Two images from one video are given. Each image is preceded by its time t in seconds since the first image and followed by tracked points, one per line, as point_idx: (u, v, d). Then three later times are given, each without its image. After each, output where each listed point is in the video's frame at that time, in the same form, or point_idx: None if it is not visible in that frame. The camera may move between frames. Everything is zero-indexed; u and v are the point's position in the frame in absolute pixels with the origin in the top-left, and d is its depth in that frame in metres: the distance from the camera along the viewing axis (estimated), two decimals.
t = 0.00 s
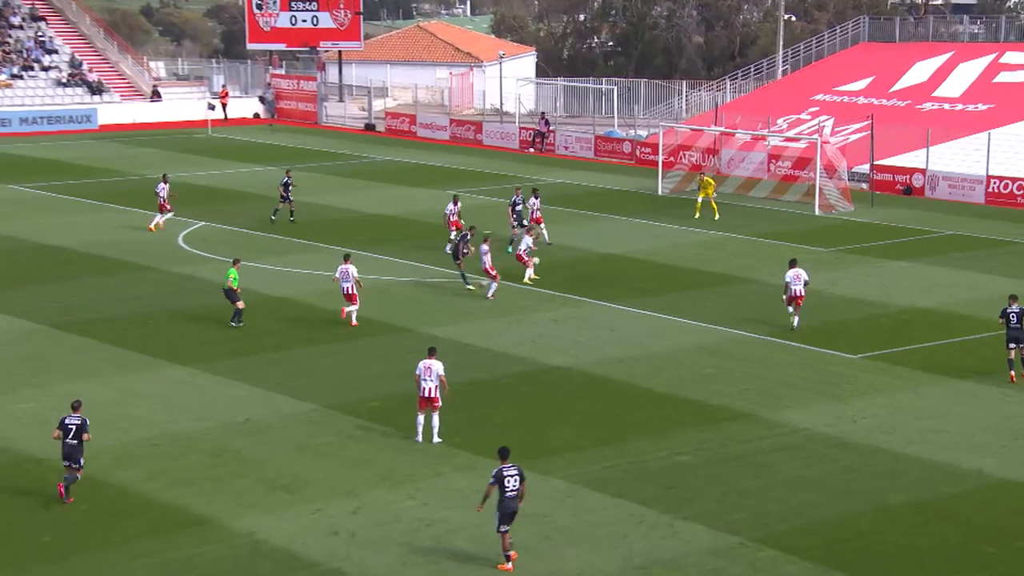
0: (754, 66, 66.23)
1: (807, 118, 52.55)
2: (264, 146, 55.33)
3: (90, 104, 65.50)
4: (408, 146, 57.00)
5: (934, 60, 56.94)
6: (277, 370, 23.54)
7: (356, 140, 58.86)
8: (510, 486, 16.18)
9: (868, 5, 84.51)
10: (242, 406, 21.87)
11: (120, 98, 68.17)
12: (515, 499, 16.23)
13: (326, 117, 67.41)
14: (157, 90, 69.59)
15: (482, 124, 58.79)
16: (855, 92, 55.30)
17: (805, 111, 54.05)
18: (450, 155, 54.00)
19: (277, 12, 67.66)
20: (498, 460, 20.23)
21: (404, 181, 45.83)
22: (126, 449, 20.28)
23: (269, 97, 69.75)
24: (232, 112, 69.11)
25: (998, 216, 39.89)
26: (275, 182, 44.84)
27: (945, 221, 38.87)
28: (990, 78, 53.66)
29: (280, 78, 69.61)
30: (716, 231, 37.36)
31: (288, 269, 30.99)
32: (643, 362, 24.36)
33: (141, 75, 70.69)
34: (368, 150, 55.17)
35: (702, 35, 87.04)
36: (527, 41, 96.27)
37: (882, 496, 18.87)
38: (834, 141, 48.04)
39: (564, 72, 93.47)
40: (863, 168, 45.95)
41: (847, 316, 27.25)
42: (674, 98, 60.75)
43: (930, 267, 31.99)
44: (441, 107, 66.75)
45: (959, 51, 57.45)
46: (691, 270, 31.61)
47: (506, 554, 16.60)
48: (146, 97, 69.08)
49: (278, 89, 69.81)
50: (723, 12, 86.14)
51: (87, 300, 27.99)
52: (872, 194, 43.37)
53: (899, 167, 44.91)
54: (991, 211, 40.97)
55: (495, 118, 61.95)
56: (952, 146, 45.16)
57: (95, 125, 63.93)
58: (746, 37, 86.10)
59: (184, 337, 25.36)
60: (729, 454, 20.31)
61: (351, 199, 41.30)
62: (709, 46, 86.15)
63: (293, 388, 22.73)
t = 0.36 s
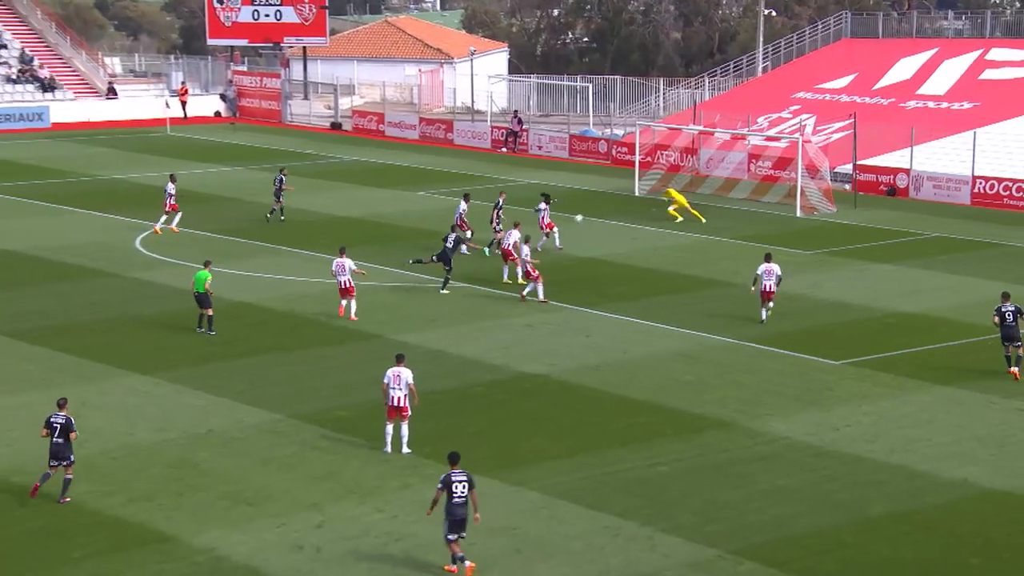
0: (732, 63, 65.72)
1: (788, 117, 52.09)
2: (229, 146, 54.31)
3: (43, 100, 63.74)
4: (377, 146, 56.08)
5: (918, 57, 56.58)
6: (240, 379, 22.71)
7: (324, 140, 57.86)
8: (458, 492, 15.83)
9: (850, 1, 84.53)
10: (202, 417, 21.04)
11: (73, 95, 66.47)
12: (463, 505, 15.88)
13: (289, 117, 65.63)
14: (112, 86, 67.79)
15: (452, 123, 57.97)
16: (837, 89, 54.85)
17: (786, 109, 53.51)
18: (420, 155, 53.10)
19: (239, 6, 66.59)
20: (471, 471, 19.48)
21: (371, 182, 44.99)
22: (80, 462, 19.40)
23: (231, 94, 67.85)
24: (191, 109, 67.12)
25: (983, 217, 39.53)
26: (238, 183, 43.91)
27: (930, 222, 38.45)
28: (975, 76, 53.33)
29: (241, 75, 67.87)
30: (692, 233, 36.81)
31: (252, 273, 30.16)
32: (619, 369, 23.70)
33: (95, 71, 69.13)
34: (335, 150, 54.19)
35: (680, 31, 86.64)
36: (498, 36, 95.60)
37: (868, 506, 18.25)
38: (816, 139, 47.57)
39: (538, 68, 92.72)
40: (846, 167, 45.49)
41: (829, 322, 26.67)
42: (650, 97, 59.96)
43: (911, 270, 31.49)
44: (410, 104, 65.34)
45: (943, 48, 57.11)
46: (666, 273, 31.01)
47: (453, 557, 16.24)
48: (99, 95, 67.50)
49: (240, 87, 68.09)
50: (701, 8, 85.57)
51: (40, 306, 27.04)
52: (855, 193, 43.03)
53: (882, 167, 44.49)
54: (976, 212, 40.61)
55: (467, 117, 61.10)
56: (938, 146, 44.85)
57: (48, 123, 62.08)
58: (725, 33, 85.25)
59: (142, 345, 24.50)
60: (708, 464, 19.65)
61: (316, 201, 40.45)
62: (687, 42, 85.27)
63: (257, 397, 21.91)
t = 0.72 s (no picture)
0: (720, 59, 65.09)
1: (778, 116, 51.56)
2: (202, 146, 53.40)
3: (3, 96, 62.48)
4: (354, 146, 55.15)
5: (912, 53, 56.14)
6: (211, 388, 21.95)
7: (298, 140, 56.86)
8: (415, 499, 15.30)
9: None
10: (171, 427, 20.28)
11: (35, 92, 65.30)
12: (420, 512, 15.36)
13: (260, 115, 64.08)
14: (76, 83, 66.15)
15: (431, 121, 57.10)
16: (829, 86, 54.41)
17: (776, 108, 52.93)
18: (397, 156, 52.21)
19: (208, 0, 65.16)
20: (450, 483, 18.78)
21: (345, 183, 44.16)
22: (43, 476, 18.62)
23: (199, 92, 66.12)
24: (157, 107, 65.46)
25: (980, 218, 39.03)
26: (209, 184, 43.03)
27: (923, 224, 37.91)
28: (971, 73, 52.89)
29: (210, 72, 66.11)
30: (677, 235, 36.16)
31: (224, 278, 29.39)
32: (604, 377, 23.04)
33: (57, 67, 68.11)
34: (308, 151, 53.21)
35: (665, 26, 86.01)
36: (478, 31, 94.67)
37: (862, 518, 17.60)
38: (807, 139, 47.18)
39: (519, 64, 91.92)
40: (839, 168, 44.96)
41: (819, 327, 26.04)
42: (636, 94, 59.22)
43: (900, 274, 30.90)
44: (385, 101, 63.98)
45: (937, 44, 56.68)
46: (651, 276, 30.37)
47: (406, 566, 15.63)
48: (61, 91, 66.36)
49: (208, 84, 66.21)
50: (688, 3, 84.93)
51: (1, 314, 26.19)
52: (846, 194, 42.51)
53: (874, 167, 43.99)
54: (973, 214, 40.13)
55: (446, 114, 60.16)
56: (930, 144, 44.17)
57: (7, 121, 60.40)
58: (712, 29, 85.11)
59: (109, 353, 23.72)
60: (696, 475, 18.98)
61: (292, 203, 39.62)
62: (674, 37, 84.75)
63: (228, 407, 21.15)
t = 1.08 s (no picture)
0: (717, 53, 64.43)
1: (777, 112, 50.91)
2: (184, 143, 52.54)
3: None
4: (338, 143, 54.31)
5: (915, 47, 55.48)
6: (190, 394, 21.23)
7: (281, 137, 56.02)
8: (371, 501, 14.94)
9: None
10: (148, 435, 19.56)
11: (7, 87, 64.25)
12: (377, 514, 15.00)
13: (241, 111, 63.05)
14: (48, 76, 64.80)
15: (418, 117, 56.35)
16: (830, 80, 53.69)
17: (775, 103, 52.27)
18: (384, 153, 51.46)
19: None
20: (439, 492, 18.09)
21: (328, 181, 43.40)
22: (14, 486, 17.89)
23: (176, 86, 64.81)
24: (133, 102, 63.87)
25: (986, 217, 38.46)
26: (189, 182, 42.23)
27: (923, 223, 37.31)
28: (975, 67, 52.28)
29: (188, 66, 64.81)
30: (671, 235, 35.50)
31: (204, 279, 28.66)
32: (598, 381, 22.37)
33: (28, 60, 67.03)
34: (291, 148, 52.36)
35: (660, 18, 85.31)
36: (467, 23, 93.87)
37: (865, 528, 16.93)
38: (808, 135, 46.53)
39: (510, 58, 91.13)
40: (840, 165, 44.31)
41: (818, 330, 25.38)
42: (631, 88, 58.48)
43: (899, 274, 30.29)
44: (371, 97, 63.14)
45: (942, 37, 55.92)
46: (644, 277, 29.71)
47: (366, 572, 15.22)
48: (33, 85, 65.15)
49: (186, 78, 64.94)
50: None
51: None
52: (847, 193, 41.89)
53: (876, 164, 43.36)
54: (979, 213, 39.55)
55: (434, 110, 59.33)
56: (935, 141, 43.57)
57: None
58: (709, 22, 84.08)
59: (85, 357, 22.99)
60: (693, 484, 18.30)
61: (276, 202, 38.89)
62: (670, 30, 84.27)
63: (208, 414, 20.44)
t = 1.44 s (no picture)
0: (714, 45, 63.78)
1: (776, 106, 50.29)
2: (165, 139, 51.64)
3: None
4: (322, 139, 53.51)
5: (920, 38, 54.82)
6: (167, 400, 20.53)
7: (263, 133, 55.23)
8: (324, 507, 14.37)
9: None
10: (122, 443, 18.86)
11: None
12: (331, 521, 14.43)
13: (221, 105, 62.16)
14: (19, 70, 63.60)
15: (405, 112, 55.60)
16: (831, 74, 53.08)
17: (774, 97, 51.66)
18: (370, 150, 50.72)
19: None
20: (426, 502, 17.40)
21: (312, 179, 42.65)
22: None
23: (152, 80, 63.70)
24: (105, 96, 62.80)
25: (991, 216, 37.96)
26: (167, 180, 41.43)
27: (925, 222, 36.73)
28: (981, 60, 51.64)
29: (163, 58, 63.67)
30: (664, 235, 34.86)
31: (184, 281, 27.93)
32: (591, 386, 21.71)
33: None
34: (273, 144, 51.55)
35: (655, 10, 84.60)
36: (455, 16, 92.97)
37: (868, 539, 16.28)
38: (809, 131, 45.94)
39: (500, 51, 90.31)
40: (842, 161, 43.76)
41: (817, 333, 24.75)
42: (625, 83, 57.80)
43: (897, 275, 29.69)
44: (357, 91, 62.39)
45: (948, 28, 55.24)
46: (640, 277, 29.06)
47: None
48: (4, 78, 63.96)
49: (162, 71, 63.78)
50: None
51: None
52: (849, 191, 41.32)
53: (878, 161, 42.79)
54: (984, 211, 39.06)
55: (421, 105, 58.60)
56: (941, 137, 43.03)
57: None
58: (705, 14, 83.27)
59: (58, 361, 22.28)
60: (689, 492, 17.64)
61: (259, 200, 38.15)
62: (665, 22, 82.89)
63: (186, 420, 19.74)
